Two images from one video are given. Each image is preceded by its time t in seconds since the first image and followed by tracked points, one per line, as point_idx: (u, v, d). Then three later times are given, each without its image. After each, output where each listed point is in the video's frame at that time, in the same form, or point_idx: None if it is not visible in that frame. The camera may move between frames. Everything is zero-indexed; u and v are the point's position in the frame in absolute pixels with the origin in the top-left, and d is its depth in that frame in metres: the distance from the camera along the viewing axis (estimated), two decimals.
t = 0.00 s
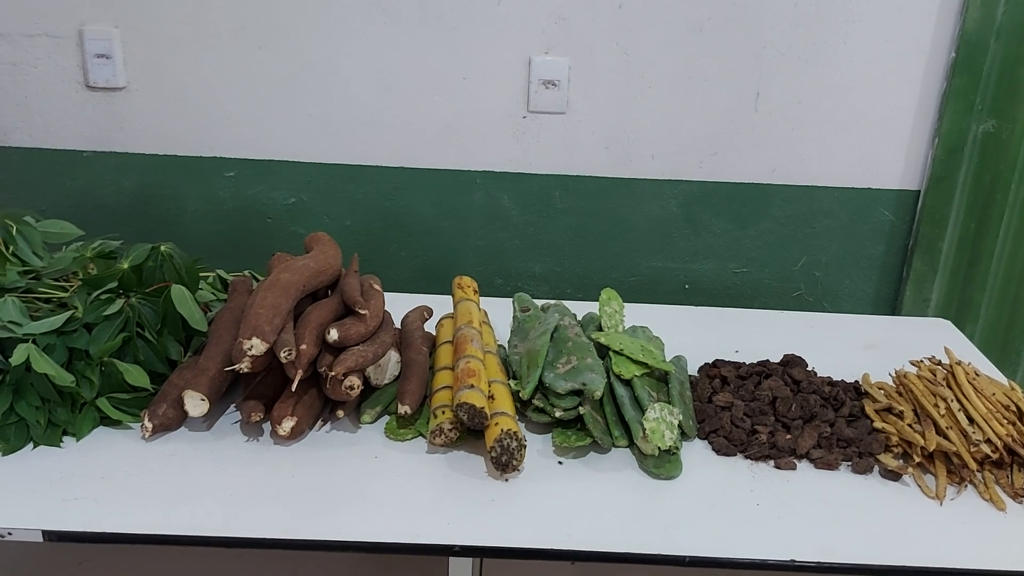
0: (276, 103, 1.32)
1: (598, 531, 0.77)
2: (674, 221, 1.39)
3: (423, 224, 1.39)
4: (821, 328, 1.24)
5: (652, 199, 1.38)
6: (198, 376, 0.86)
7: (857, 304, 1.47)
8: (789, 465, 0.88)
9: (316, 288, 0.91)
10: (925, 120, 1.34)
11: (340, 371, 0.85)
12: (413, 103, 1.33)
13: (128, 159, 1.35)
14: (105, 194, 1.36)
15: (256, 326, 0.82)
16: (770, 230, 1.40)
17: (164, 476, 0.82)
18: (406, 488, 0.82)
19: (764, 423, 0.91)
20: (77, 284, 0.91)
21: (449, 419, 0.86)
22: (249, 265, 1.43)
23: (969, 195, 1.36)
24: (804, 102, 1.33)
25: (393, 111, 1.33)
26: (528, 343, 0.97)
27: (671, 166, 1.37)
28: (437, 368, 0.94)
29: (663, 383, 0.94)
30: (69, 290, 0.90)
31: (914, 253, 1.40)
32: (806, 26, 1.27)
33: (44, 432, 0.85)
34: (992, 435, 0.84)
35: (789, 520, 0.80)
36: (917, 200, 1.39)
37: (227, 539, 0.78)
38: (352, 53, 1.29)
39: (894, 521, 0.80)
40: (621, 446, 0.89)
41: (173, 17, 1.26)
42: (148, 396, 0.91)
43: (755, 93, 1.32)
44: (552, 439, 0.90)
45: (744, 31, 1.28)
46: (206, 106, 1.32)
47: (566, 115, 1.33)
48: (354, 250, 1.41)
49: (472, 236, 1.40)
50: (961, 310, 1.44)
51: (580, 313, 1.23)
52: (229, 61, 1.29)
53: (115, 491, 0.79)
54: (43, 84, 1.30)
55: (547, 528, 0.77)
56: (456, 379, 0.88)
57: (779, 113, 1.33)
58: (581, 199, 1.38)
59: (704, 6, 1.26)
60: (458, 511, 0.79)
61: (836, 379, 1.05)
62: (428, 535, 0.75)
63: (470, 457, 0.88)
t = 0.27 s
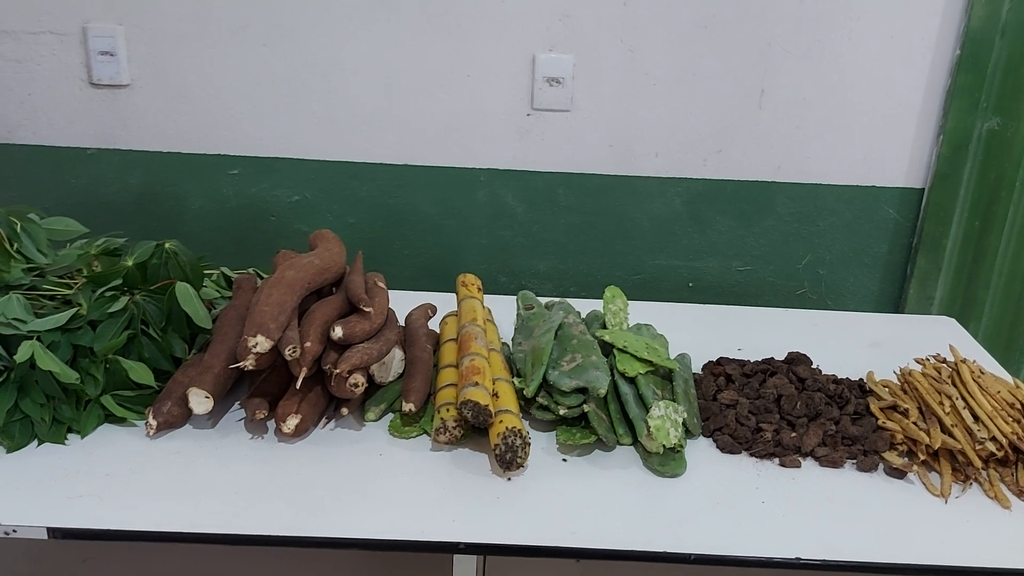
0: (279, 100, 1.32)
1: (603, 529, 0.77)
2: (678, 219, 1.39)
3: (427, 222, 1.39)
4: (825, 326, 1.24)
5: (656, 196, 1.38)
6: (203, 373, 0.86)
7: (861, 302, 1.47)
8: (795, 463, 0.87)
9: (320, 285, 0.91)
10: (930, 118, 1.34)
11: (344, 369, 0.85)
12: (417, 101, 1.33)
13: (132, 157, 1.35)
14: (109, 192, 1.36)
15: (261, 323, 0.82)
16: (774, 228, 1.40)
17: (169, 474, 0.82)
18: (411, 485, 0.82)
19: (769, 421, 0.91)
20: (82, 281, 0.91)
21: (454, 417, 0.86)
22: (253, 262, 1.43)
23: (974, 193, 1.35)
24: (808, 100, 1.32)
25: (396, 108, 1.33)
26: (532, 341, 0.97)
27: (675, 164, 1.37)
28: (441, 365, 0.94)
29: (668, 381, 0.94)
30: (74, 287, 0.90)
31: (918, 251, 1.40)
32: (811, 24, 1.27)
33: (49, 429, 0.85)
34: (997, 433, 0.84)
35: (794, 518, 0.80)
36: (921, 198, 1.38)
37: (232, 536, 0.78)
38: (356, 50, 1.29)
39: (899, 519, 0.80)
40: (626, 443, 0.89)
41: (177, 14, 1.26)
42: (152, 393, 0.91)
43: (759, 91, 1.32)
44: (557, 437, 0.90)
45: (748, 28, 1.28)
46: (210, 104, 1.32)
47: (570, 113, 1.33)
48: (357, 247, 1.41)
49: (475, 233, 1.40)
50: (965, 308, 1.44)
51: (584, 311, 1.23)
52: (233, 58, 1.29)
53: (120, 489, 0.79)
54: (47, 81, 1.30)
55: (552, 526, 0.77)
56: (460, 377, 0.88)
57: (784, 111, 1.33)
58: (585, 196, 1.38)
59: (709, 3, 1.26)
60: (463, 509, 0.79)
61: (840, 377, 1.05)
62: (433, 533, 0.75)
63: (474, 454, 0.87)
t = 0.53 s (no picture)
0: (279, 100, 1.32)
1: (603, 528, 0.77)
2: (678, 218, 1.39)
3: (426, 221, 1.39)
4: (825, 325, 1.24)
5: (656, 195, 1.38)
6: (203, 373, 0.86)
7: (862, 302, 1.47)
8: (795, 463, 0.87)
9: (321, 285, 0.91)
10: (930, 117, 1.34)
11: (345, 369, 0.85)
12: (417, 100, 1.32)
13: (132, 157, 1.35)
14: (108, 192, 1.36)
15: (261, 323, 0.82)
16: (775, 227, 1.40)
17: (170, 474, 0.82)
18: (411, 485, 0.82)
19: (769, 421, 0.91)
20: (82, 281, 0.91)
21: (454, 417, 0.86)
22: (253, 262, 1.43)
23: (974, 192, 1.35)
24: (808, 99, 1.32)
25: (396, 108, 1.33)
26: (532, 341, 0.97)
27: (675, 163, 1.37)
28: (442, 365, 0.94)
29: (669, 381, 0.94)
30: (75, 287, 0.90)
31: (918, 250, 1.40)
32: (811, 23, 1.27)
33: (49, 430, 0.85)
34: (997, 433, 0.84)
35: (794, 518, 0.80)
36: (922, 197, 1.38)
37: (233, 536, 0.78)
38: (356, 50, 1.29)
39: (899, 519, 0.80)
40: (626, 443, 0.89)
41: (177, 14, 1.26)
42: (153, 394, 0.91)
43: (760, 90, 1.32)
44: (557, 437, 0.90)
45: (748, 28, 1.27)
46: (210, 104, 1.32)
47: (570, 112, 1.33)
48: (357, 247, 1.41)
49: (476, 233, 1.40)
50: (965, 306, 1.44)
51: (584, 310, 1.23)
52: (232, 58, 1.29)
53: (120, 489, 0.79)
54: (47, 81, 1.30)
55: (553, 526, 0.77)
56: (461, 377, 0.88)
57: (784, 110, 1.33)
58: (585, 196, 1.38)
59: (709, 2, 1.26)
60: (463, 509, 0.79)
61: (841, 376, 1.05)
62: (433, 533, 0.75)
63: (475, 454, 0.88)
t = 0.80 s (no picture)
0: (280, 99, 1.32)
1: (603, 527, 0.77)
2: (679, 216, 1.39)
3: (427, 220, 1.39)
4: (827, 324, 1.23)
5: (657, 194, 1.38)
6: (203, 371, 0.86)
7: (863, 300, 1.47)
8: (795, 461, 0.87)
9: (321, 284, 0.91)
10: (932, 115, 1.33)
11: (345, 367, 0.85)
12: (417, 98, 1.32)
13: (133, 155, 1.35)
14: (109, 190, 1.36)
15: (261, 321, 0.82)
16: (776, 225, 1.39)
17: (169, 472, 0.82)
18: (411, 484, 0.82)
19: (769, 420, 0.91)
20: (82, 279, 0.91)
21: (454, 415, 0.86)
22: (254, 261, 1.43)
23: (976, 191, 1.35)
24: (810, 97, 1.32)
25: (397, 106, 1.33)
26: (533, 339, 0.97)
27: (676, 161, 1.36)
28: (442, 364, 0.94)
29: (669, 380, 0.94)
30: (74, 285, 0.90)
31: (920, 248, 1.39)
32: (812, 21, 1.27)
33: (49, 428, 0.85)
34: (999, 432, 0.84)
35: (794, 516, 0.79)
36: (923, 195, 1.38)
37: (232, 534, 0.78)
38: (356, 48, 1.29)
39: (901, 518, 0.80)
40: (627, 442, 0.89)
41: (177, 12, 1.26)
42: (153, 392, 0.91)
43: (761, 88, 1.31)
44: (557, 435, 0.90)
45: (750, 26, 1.27)
46: (210, 102, 1.32)
47: (571, 110, 1.33)
48: (358, 245, 1.41)
49: (476, 231, 1.40)
50: (967, 305, 1.44)
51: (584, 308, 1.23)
52: (233, 56, 1.29)
53: (120, 487, 0.79)
54: (48, 79, 1.30)
55: (553, 524, 0.77)
56: (461, 375, 0.88)
57: (786, 109, 1.33)
58: (586, 194, 1.38)
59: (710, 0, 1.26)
60: (463, 507, 0.79)
61: (842, 375, 1.05)
62: (432, 531, 0.75)
63: (475, 453, 0.87)
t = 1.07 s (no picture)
0: (280, 99, 1.32)
1: (603, 528, 0.77)
2: (679, 217, 1.39)
3: (427, 221, 1.39)
4: (827, 324, 1.23)
5: (657, 195, 1.38)
6: (204, 373, 0.86)
7: (863, 301, 1.47)
8: (795, 463, 0.87)
9: (321, 285, 0.91)
10: (932, 116, 1.33)
11: (345, 368, 0.85)
12: (418, 99, 1.32)
13: (134, 156, 1.35)
14: (110, 191, 1.36)
15: (261, 323, 0.82)
16: (776, 226, 1.39)
17: (170, 473, 0.82)
18: (411, 485, 0.82)
19: (769, 421, 0.91)
20: (83, 281, 0.91)
21: (454, 416, 0.86)
22: (254, 261, 1.43)
23: (976, 192, 1.35)
24: (810, 98, 1.32)
25: (397, 107, 1.33)
26: (533, 340, 0.97)
27: (676, 162, 1.36)
28: (442, 365, 0.94)
29: (669, 381, 0.94)
30: (75, 287, 0.90)
31: (919, 249, 1.39)
32: (812, 22, 1.27)
33: (50, 429, 0.85)
34: (998, 433, 0.84)
35: (794, 518, 0.79)
36: (923, 196, 1.38)
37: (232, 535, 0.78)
38: (356, 49, 1.29)
39: (901, 519, 0.80)
40: (626, 443, 0.89)
41: (177, 13, 1.26)
42: (154, 393, 0.91)
43: (761, 89, 1.31)
44: (557, 437, 0.90)
45: (750, 26, 1.27)
46: (211, 103, 1.32)
47: (571, 111, 1.33)
48: (358, 246, 1.41)
49: (477, 232, 1.40)
50: (967, 306, 1.44)
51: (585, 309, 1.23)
52: (233, 57, 1.29)
53: (121, 488, 0.79)
54: (48, 80, 1.30)
55: (552, 526, 0.77)
56: (461, 377, 0.88)
57: (786, 109, 1.33)
58: (586, 195, 1.38)
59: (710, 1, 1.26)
60: (463, 509, 0.79)
61: (841, 376, 1.05)
62: (433, 532, 0.75)
63: (475, 454, 0.88)
